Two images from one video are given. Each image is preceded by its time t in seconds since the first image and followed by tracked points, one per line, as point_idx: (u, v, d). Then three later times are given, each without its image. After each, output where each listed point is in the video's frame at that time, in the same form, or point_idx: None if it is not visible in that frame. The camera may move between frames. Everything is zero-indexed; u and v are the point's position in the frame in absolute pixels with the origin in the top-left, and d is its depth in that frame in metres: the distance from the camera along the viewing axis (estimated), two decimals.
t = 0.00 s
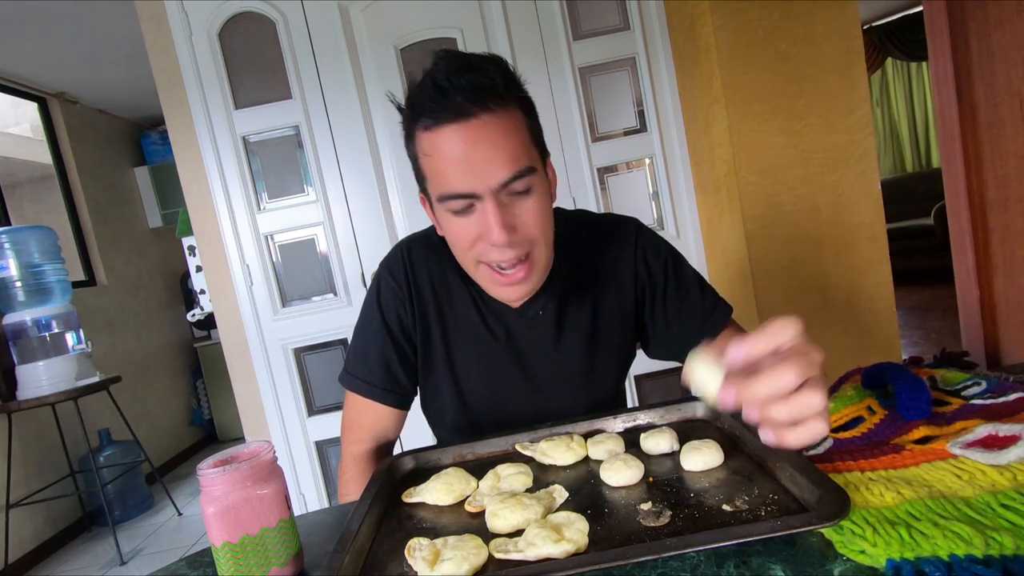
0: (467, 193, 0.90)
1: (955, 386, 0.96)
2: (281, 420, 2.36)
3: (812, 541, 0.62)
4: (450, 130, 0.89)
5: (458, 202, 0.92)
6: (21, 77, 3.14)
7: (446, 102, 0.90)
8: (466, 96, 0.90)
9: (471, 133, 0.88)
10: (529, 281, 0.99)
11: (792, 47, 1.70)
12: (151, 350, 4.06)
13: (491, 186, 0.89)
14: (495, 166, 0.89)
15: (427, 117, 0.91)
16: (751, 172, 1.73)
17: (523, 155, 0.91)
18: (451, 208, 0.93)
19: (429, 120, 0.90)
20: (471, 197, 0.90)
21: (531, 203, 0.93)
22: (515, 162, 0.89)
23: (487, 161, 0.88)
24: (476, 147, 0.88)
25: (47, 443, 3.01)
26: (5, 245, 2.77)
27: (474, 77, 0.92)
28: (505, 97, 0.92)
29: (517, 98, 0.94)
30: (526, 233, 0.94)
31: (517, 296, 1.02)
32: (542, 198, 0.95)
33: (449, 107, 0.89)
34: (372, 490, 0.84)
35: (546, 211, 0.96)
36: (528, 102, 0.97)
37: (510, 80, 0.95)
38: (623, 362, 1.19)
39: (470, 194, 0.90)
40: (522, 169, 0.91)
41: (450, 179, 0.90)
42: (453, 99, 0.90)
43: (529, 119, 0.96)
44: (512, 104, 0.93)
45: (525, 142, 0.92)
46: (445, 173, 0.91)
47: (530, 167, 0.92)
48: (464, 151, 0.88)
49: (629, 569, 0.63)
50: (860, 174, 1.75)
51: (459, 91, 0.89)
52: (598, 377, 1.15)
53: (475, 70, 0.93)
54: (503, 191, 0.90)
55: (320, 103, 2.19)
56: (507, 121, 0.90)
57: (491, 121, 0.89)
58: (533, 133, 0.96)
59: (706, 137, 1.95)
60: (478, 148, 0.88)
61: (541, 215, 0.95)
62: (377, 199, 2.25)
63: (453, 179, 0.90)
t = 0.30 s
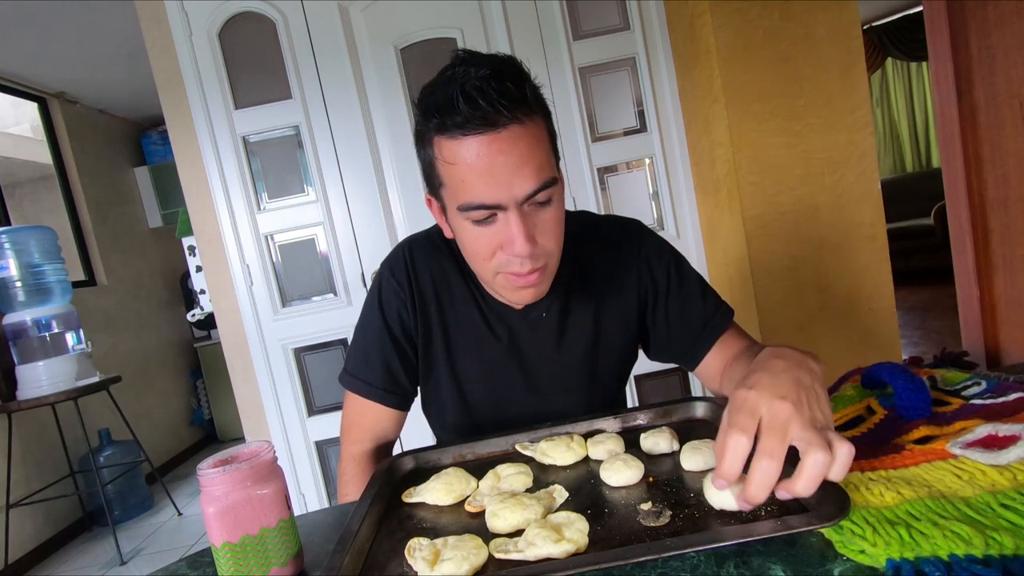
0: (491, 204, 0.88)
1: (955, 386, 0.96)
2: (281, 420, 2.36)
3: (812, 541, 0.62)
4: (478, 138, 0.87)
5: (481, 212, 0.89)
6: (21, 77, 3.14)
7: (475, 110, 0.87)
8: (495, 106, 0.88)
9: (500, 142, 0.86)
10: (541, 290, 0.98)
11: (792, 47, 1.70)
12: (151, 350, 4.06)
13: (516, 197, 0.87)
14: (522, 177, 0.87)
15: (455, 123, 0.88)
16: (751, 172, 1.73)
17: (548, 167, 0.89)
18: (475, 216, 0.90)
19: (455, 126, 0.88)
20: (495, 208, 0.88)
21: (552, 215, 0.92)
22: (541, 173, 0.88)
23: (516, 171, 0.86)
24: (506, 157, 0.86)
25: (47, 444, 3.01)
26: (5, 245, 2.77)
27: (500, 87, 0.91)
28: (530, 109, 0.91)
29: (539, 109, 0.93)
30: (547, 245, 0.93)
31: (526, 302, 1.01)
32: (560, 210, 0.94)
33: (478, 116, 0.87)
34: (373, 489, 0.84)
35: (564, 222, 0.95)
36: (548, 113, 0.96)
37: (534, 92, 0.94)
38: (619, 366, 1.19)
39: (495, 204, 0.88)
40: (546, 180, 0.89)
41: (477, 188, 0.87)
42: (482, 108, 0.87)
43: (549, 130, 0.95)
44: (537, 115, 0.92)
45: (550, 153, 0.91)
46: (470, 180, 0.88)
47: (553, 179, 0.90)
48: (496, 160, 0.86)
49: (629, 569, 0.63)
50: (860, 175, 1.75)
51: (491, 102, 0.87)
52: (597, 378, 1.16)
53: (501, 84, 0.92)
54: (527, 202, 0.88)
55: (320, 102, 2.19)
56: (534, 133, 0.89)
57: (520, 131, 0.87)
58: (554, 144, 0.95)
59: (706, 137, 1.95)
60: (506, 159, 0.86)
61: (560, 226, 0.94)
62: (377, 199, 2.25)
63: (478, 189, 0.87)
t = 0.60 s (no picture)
0: (478, 205, 0.88)
1: (955, 386, 0.96)
2: (281, 420, 2.36)
3: (812, 541, 0.62)
4: (466, 140, 0.87)
5: (469, 213, 0.89)
6: (21, 77, 3.14)
7: (464, 113, 0.87)
8: (483, 110, 0.87)
9: (489, 145, 0.86)
10: (533, 290, 0.98)
11: (792, 47, 1.70)
12: (150, 350, 4.06)
13: (504, 198, 0.87)
14: (510, 179, 0.87)
15: (444, 125, 0.88)
16: (751, 172, 1.73)
17: (538, 169, 0.89)
18: (464, 217, 0.90)
19: (443, 129, 0.88)
20: (483, 209, 0.88)
21: (544, 216, 0.92)
22: (529, 175, 0.87)
23: (503, 174, 0.86)
24: (494, 160, 0.86)
25: (47, 444, 3.01)
26: (5, 245, 2.77)
27: (489, 89, 0.90)
28: (521, 111, 0.90)
29: (530, 109, 0.93)
30: (537, 246, 0.93)
31: (520, 303, 1.00)
32: (552, 211, 0.94)
33: (467, 119, 0.87)
34: (372, 489, 0.84)
35: (556, 223, 0.94)
36: (541, 113, 0.95)
37: (526, 94, 0.93)
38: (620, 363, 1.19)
39: (483, 206, 0.88)
40: (536, 182, 0.89)
41: (465, 190, 0.88)
42: (470, 112, 0.87)
43: (543, 131, 0.94)
44: (528, 116, 0.91)
45: (540, 155, 0.90)
46: (459, 182, 0.88)
47: (544, 181, 0.90)
48: (484, 163, 0.86)
49: (629, 569, 0.63)
50: (860, 175, 1.75)
51: (478, 105, 0.86)
52: (598, 377, 1.16)
53: (492, 86, 0.91)
54: (516, 204, 0.88)
55: (320, 103, 2.19)
56: (525, 135, 0.88)
57: (509, 134, 0.87)
58: (546, 145, 0.94)
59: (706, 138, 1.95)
60: (493, 161, 0.86)
61: (552, 227, 0.94)
62: (377, 199, 2.25)
63: (466, 190, 0.88)
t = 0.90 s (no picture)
0: (433, 186, 0.93)
1: (955, 386, 0.96)
2: (281, 420, 2.36)
3: (812, 541, 0.62)
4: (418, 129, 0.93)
5: (429, 196, 0.95)
6: (21, 78, 3.14)
7: (414, 105, 0.94)
8: (430, 100, 0.94)
9: (437, 131, 0.92)
10: (502, 270, 1.00)
11: (792, 47, 1.70)
12: (151, 350, 4.06)
13: (454, 179, 0.92)
14: (460, 160, 0.92)
15: (400, 118, 0.95)
16: (751, 172, 1.73)
17: (487, 149, 0.93)
18: (426, 201, 0.96)
19: (399, 122, 0.95)
20: (438, 190, 0.93)
21: (500, 194, 0.95)
22: (478, 154, 0.92)
23: (453, 155, 0.92)
24: (442, 144, 0.92)
25: (47, 444, 3.01)
26: (5, 245, 2.77)
27: (438, 81, 0.96)
28: (470, 98, 0.96)
29: (484, 96, 0.98)
30: (496, 223, 0.95)
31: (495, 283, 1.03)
32: (511, 190, 0.97)
33: (417, 109, 0.94)
34: (372, 490, 0.84)
35: (516, 202, 0.97)
36: (497, 100, 1.00)
37: (480, 82, 0.99)
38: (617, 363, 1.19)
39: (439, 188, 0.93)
40: (487, 160, 0.93)
41: (422, 173, 0.94)
42: (418, 103, 0.94)
43: (499, 117, 0.99)
44: (479, 103, 0.97)
45: (490, 137, 0.95)
46: (417, 167, 0.94)
47: (495, 160, 0.94)
48: (432, 147, 0.92)
49: (629, 569, 0.63)
50: (860, 175, 1.75)
51: (423, 95, 0.93)
52: (600, 376, 1.16)
53: (443, 76, 0.97)
54: (468, 183, 0.93)
55: (320, 103, 2.19)
56: (473, 119, 0.94)
57: (456, 120, 0.93)
58: (502, 130, 0.99)
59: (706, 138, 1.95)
60: (440, 144, 0.92)
61: (512, 206, 0.96)
62: (377, 198, 2.25)
63: (422, 174, 0.94)
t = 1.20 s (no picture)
0: (434, 175, 0.96)
1: (954, 386, 0.96)
2: (281, 420, 2.36)
3: (812, 541, 0.62)
4: (420, 125, 0.97)
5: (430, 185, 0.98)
6: (21, 78, 3.14)
7: (416, 103, 0.98)
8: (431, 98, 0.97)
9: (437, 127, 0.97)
10: (499, 254, 1.03)
11: (792, 47, 1.70)
12: (151, 350, 4.06)
13: (453, 168, 0.95)
14: (458, 151, 0.95)
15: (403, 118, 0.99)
16: (751, 172, 1.73)
17: (483, 141, 0.96)
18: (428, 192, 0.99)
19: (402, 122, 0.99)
20: (438, 179, 0.96)
21: (498, 184, 0.97)
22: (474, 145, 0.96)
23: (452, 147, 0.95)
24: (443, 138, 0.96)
25: (47, 444, 3.01)
26: (5, 245, 2.77)
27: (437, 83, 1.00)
28: (468, 97, 0.99)
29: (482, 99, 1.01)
30: (494, 210, 0.98)
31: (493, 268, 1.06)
32: (507, 180, 0.99)
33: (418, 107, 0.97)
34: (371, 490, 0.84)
35: (512, 191, 0.99)
36: (493, 101, 1.03)
37: (477, 83, 1.02)
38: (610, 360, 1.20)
39: (440, 178, 0.96)
40: (482, 151, 0.96)
41: (424, 166, 0.97)
42: (421, 101, 0.97)
43: (495, 115, 1.02)
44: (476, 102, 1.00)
45: (486, 131, 0.98)
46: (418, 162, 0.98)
47: (491, 152, 0.97)
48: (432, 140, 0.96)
49: (629, 569, 0.63)
50: (860, 175, 1.75)
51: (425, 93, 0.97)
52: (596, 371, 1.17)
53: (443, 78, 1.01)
54: (466, 173, 0.96)
55: (320, 103, 2.19)
56: (470, 115, 0.97)
57: (455, 115, 0.97)
58: (498, 129, 1.01)
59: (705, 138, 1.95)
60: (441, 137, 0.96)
61: (510, 194, 0.99)
62: (377, 198, 2.24)
63: (423, 165, 0.97)
